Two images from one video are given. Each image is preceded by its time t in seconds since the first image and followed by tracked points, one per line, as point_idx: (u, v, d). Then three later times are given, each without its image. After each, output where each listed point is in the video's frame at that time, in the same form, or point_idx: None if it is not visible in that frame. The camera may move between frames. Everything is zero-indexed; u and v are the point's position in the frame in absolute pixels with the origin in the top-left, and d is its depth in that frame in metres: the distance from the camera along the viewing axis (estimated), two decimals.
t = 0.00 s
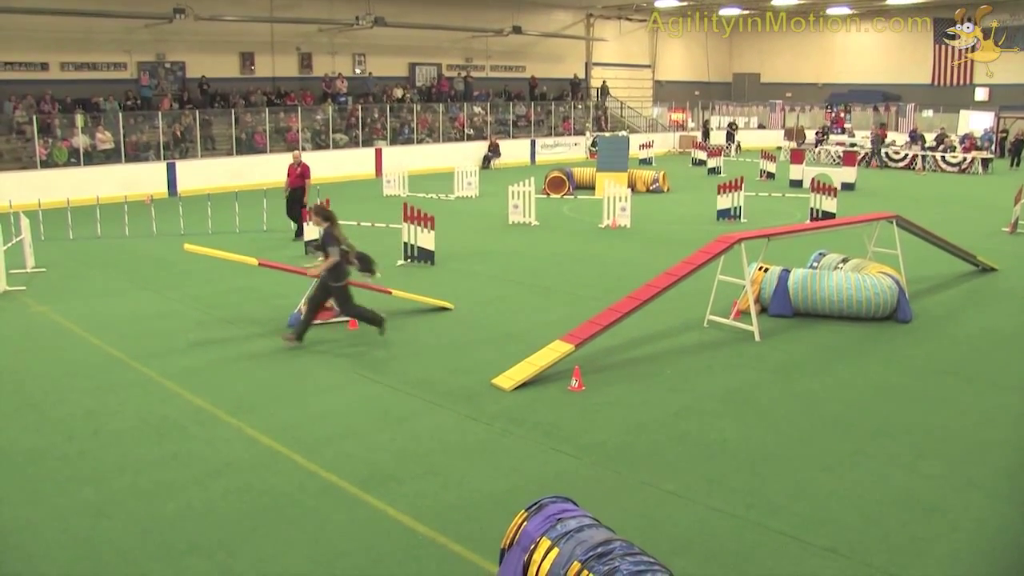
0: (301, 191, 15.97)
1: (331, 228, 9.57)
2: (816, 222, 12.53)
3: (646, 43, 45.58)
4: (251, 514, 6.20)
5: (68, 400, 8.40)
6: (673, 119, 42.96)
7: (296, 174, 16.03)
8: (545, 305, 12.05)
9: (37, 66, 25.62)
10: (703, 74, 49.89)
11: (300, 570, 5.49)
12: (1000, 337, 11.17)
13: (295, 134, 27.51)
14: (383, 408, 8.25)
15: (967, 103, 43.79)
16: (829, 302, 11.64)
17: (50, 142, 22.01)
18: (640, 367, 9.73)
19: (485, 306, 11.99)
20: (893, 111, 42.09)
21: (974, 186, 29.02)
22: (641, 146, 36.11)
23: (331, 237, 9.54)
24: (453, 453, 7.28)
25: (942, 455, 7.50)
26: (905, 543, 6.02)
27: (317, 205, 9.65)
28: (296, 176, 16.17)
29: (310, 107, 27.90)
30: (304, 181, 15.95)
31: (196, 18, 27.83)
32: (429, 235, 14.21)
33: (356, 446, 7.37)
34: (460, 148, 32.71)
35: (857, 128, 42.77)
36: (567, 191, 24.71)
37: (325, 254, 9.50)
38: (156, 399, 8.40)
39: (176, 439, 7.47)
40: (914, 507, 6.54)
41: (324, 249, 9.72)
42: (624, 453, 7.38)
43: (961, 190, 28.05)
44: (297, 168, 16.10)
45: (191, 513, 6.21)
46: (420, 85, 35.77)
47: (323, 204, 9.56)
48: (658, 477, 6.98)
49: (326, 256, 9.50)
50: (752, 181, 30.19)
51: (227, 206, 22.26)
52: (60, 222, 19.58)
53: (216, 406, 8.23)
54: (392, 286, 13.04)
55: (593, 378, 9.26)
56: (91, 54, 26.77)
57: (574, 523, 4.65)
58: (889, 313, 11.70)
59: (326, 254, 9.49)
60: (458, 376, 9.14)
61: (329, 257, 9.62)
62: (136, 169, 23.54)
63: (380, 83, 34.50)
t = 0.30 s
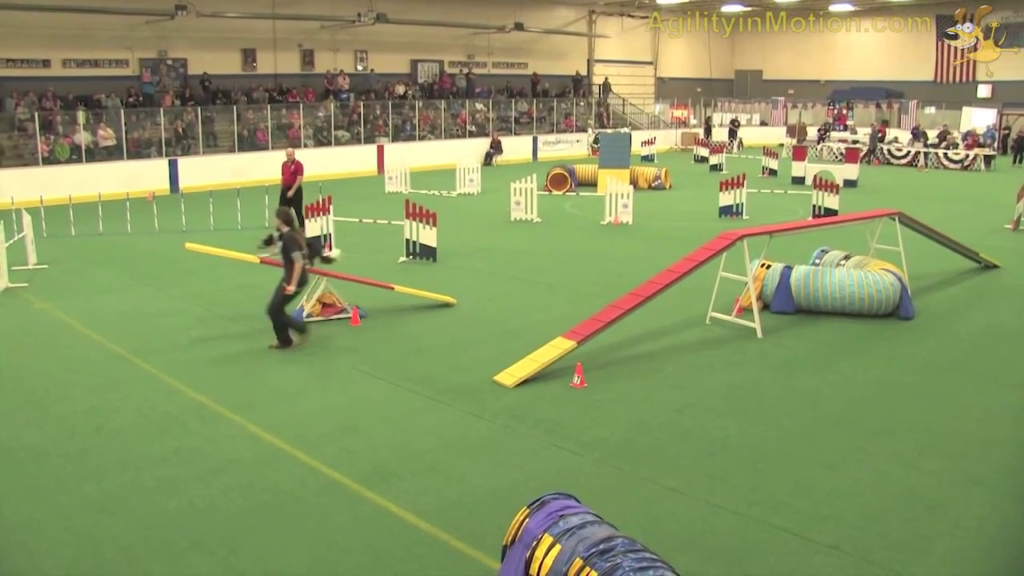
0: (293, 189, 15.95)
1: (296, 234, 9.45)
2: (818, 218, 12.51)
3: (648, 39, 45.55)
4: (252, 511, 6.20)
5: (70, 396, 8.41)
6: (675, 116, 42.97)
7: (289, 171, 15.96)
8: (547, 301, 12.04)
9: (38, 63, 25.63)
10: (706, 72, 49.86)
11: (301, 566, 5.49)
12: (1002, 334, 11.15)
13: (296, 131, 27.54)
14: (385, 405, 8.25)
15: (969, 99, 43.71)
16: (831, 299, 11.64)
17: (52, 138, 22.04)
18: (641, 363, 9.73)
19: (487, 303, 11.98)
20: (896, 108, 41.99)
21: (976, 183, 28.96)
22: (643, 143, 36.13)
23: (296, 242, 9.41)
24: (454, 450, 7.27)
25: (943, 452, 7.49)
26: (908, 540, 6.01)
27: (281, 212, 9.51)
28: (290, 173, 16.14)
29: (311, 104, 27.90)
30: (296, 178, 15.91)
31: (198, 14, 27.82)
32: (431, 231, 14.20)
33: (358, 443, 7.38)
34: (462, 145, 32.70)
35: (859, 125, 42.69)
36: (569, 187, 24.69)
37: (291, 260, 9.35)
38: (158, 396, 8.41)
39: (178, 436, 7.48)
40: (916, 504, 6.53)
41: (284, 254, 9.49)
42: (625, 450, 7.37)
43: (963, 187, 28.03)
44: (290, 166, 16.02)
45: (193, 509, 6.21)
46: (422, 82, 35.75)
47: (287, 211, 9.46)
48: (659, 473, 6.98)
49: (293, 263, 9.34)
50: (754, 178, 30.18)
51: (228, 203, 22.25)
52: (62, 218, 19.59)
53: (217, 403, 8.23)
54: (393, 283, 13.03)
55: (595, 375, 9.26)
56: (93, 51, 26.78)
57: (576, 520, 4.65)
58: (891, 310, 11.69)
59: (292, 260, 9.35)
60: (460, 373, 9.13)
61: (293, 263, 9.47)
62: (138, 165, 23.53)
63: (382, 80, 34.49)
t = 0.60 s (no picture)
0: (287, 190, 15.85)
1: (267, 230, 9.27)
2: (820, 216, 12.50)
3: (650, 37, 45.49)
4: (254, 510, 6.20)
5: (72, 395, 8.42)
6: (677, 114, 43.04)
7: (283, 172, 15.85)
8: (549, 299, 12.04)
9: (40, 61, 25.63)
10: (707, 70, 49.83)
11: (303, 564, 5.49)
12: (1005, 332, 11.13)
13: (298, 129, 27.55)
14: (387, 402, 8.26)
15: (970, 97, 43.65)
16: (833, 297, 11.62)
17: (54, 137, 22.08)
18: (643, 361, 9.73)
19: (489, 301, 11.98)
20: (897, 105, 41.94)
21: (978, 181, 28.93)
22: (645, 141, 36.14)
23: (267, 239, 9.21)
24: (456, 448, 7.27)
25: (945, 449, 7.49)
26: (910, 538, 6.01)
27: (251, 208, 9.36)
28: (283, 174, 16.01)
29: (313, 102, 27.88)
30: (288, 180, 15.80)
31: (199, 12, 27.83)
32: (433, 229, 14.20)
33: (360, 440, 7.38)
34: (464, 143, 32.69)
35: (861, 123, 42.66)
36: (571, 185, 24.70)
37: (262, 256, 9.13)
38: (160, 394, 8.41)
39: (180, 434, 7.48)
40: (918, 502, 6.52)
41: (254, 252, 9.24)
42: (627, 448, 7.37)
43: (964, 184, 28.01)
44: (285, 167, 15.97)
45: (195, 507, 6.22)
46: (424, 80, 35.73)
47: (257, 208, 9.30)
48: (661, 471, 6.98)
49: (264, 259, 9.13)
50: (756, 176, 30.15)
51: (230, 201, 22.26)
52: (64, 217, 19.61)
53: (219, 401, 8.24)
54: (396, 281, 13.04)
55: (597, 372, 9.26)
56: (95, 49, 26.77)
57: (578, 518, 4.65)
58: (893, 308, 11.68)
59: (262, 255, 9.13)
60: (462, 371, 9.13)
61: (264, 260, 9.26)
62: (139, 164, 23.52)
63: (383, 78, 34.46)
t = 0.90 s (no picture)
0: (282, 189, 15.75)
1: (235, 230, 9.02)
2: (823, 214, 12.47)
3: (653, 35, 45.44)
4: (256, 507, 6.19)
5: (74, 392, 8.42)
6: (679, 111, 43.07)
7: (276, 170, 15.73)
8: (551, 297, 12.02)
9: (43, 59, 25.65)
10: (710, 68, 49.80)
11: (306, 562, 5.49)
12: (1008, 330, 11.10)
13: (301, 127, 27.53)
14: (389, 400, 8.25)
15: (974, 95, 43.56)
16: (836, 295, 11.61)
17: (57, 135, 22.10)
18: (646, 359, 9.71)
19: (491, 298, 11.97)
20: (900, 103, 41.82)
21: (982, 179, 28.88)
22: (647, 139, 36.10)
23: (232, 238, 8.97)
24: (459, 446, 7.26)
25: (949, 448, 7.47)
26: (913, 537, 5.99)
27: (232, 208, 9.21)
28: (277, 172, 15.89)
29: (315, 100, 27.85)
30: (283, 178, 15.70)
31: (203, 10, 27.81)
32: (435, 227, 14.20)
33: (362, 438, 7.37)
34: (467, 141, 32.67)
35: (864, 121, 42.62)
36: (573, 183, 24.68)
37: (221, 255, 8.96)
38: (162, 391, 8.41)
39: (182, 432, 7.48)
40: (921, 501, 6.51)
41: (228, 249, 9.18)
42: (630, 446, 7.36)
43: (968, 183, 27.94)
44: (278, 165, 15.81)
45: (197, 505, 6.22)
46: (426, 77, 35.71)
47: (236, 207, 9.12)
48: (664, 469, 6.97)
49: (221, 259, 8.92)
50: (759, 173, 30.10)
51: (233, 199, 22.26)
52: (67, 214, 19.62)
53: (221, 398, 8.23)
54: (398, 279, 13.03)
55: (599, 370, 9.25)
56: (98, 47, 26.78)
57: (580, 516, 4.65)
58: (896, 306, 11.66)
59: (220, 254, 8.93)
60: (465, 369, 9.12)
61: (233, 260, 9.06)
62: (142, 161, 23.50)
63: (386, 76, 34.42)
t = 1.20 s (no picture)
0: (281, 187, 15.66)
1: (207, 234, 8.80)
2: (826, 212, 12.45)
3: (655, 32, 45.36)
4: (259, 505, 6.20)
5: (77, 390, 8.43)
6: (681, 109, 43.10)
7: (273, 168, 15.65)
8: (554, 295, 12.01)
9: (46, 56, 25.66)
10: (712, 66, 49.68)
11: (308, 559, 5.49)
12: (1012, 328, 11.08)
13: (303, 124, 27.51)
14: (392, 397, 8.26)
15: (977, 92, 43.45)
16: (839, 293, 11.59)
17: (59, 133, 22.09)
18: (649, 356, 9.71)
19: (494, 296, 11.97)
20: (903, 101, 41.73)
21: (985, 177, 28.83)
22: (649, 137, 36.06)
23: (201, 241, 8.79)
24: (462, 443, 7.26)
25: (952, 446, 7.46)
26: (917, 535, 5.98)
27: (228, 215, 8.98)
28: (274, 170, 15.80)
29: (318, 98, 27.85)
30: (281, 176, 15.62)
31: (205, 8, 27.79)
32: (438, 225, 14.20)
33: (365, 435, 7.38)
34: (470, 138, 32.67)
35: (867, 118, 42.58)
36: (576, 181, 24.69)
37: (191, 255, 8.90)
38: (165, 389, 8.42)
39: (185, 429, 7.49)
40: (924, 499, 6.50)
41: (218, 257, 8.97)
42: (633, 444, 7.36)
43: (970, 180, 27.89)
44: (274, 162, 15.66)
45: (200, 501, 6.22)
46: (429, 75, 35.70)
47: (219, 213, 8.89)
48: (667, 467, 6.96)
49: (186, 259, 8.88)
50: (761, 171, 30.07)
51: (235, 197, 22.27)
52: (70, 212, 19.64)
53: (225, 396, 8.23)
54: (401, 277, 13.03)
55: (602, 368, 9.24)
56: (100, 44, 26.79)
57: (583, 513, 4.64)
58: (899, 304, 11.63)
59: (188, 254, 8.88)
60: (467, 366, 9.12)
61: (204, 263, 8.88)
62: (144, 159, 23.50)
63: (388, 73, 34.40)
